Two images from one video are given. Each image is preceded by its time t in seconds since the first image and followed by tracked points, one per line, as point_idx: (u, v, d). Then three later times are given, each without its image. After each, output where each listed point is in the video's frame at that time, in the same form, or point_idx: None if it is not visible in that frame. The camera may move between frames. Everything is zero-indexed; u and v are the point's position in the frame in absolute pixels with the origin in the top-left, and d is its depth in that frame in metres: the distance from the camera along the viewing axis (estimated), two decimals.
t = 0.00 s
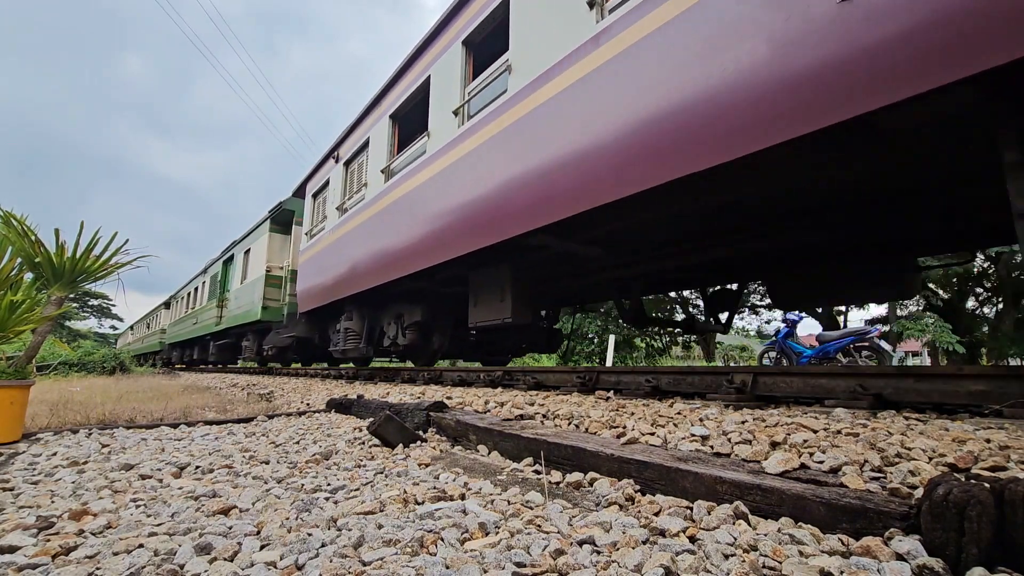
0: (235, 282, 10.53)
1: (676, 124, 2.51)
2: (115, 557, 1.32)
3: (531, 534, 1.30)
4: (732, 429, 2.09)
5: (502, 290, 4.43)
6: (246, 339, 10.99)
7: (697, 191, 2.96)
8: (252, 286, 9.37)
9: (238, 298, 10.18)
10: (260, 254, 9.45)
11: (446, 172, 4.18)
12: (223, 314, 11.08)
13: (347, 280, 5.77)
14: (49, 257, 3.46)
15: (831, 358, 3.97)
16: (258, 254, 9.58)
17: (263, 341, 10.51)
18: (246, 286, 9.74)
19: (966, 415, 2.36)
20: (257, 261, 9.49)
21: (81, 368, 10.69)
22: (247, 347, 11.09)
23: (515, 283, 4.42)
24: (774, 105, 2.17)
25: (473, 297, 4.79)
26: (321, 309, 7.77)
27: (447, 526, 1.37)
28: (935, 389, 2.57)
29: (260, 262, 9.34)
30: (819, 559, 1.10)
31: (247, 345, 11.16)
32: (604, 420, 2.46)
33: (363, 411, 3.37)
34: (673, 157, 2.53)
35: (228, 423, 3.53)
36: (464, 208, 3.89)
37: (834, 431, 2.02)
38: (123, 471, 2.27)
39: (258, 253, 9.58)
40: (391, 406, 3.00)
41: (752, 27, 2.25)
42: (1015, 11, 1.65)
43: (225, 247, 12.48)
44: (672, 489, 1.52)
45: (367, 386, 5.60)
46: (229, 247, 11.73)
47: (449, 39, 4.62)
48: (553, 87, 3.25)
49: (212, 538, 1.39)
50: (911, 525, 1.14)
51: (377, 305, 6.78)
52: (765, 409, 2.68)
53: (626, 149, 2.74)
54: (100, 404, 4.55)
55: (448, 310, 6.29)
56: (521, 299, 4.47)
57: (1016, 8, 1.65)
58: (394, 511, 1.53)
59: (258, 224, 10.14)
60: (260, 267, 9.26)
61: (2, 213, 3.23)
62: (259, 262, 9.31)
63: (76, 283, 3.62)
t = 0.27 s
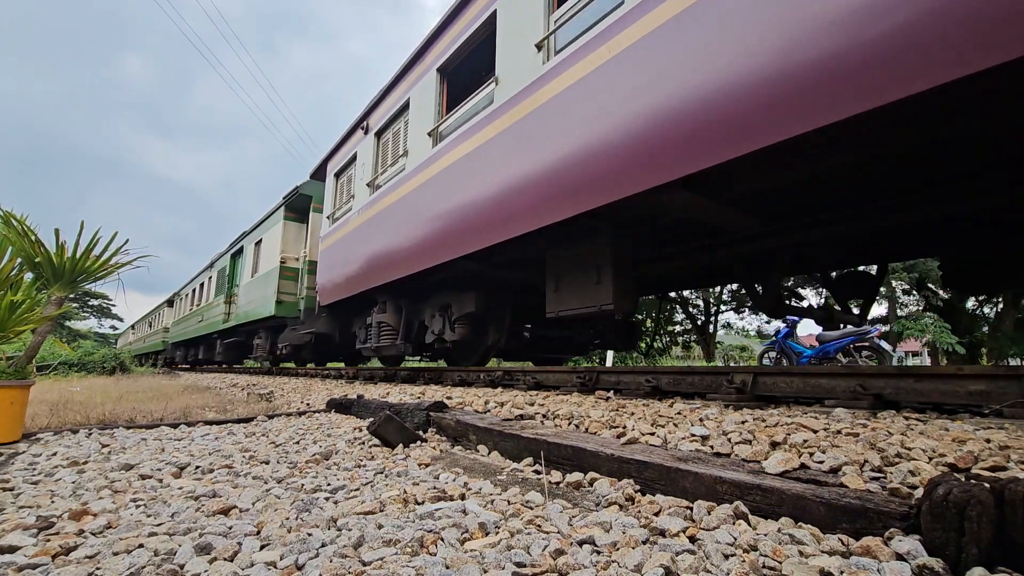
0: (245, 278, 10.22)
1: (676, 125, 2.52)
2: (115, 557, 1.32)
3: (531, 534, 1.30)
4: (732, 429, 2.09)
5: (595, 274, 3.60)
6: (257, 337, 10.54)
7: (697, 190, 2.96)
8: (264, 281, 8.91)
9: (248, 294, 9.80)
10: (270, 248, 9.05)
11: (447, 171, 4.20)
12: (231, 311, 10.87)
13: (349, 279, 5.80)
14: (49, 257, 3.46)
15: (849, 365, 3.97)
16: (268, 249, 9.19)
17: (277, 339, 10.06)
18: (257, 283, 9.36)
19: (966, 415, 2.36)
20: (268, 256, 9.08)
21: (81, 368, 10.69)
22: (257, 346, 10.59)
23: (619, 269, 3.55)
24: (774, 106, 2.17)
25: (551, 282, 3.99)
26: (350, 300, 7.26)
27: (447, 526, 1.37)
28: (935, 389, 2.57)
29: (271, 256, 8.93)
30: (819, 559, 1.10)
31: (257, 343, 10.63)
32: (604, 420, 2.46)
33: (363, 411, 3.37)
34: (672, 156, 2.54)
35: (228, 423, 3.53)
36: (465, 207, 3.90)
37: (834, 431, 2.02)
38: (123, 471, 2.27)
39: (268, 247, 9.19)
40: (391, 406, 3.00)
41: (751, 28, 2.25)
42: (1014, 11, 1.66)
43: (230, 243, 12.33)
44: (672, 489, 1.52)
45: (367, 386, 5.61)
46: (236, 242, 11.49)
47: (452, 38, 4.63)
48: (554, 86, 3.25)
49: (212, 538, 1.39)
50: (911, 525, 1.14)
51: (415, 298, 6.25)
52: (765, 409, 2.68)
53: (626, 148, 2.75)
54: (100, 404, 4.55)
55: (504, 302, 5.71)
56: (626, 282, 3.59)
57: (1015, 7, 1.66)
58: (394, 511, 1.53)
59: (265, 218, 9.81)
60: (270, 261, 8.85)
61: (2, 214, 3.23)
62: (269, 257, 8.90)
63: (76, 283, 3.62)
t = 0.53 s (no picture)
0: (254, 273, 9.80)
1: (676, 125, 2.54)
2: (115, 557, 1.32)
3: (531, 534, 1.30)
4: (732, 429, 2.09)
5: (760, 248, 2.83)
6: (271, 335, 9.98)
7: (696, 187, 2.97)
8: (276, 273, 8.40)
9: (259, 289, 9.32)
10: (284, 238, 8.60)
11: (455, 170, 4.20)
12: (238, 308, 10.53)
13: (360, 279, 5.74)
14: (49, 257, 3.46)
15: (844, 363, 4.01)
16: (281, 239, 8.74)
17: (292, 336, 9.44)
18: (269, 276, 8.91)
19: (966, 415, 2.37)
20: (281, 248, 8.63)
21: (81, 368, 10.69)
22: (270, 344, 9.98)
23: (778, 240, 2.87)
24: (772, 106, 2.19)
25: (680, 259, 3.28)
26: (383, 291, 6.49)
27: (447, 526, 1.37)
28: (935, 389, 2.57)
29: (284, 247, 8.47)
30: (819, 559, 1.10)
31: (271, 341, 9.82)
32: (604, 420, 2.46)
33: (363, 411, 3.37)
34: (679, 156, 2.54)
35: (228, 423, 3.53)
36: (475, 205, 3.89)
37: (834, 431, 2.02)
38: (123, 471, 2.27)
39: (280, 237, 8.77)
40: (391, 406, 3.00)
41: (751, 27, 2.26)
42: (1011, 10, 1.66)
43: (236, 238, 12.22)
44: (672, 489, 1.52)
45: (367, 386, 5.61)
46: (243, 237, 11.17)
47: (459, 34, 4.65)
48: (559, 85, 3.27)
49: (211, 538, 1.39)
50: (911, 525, 1.14)
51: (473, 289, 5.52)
52: (765, 409, 2.68)
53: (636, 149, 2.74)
54: (100, 403, 4.55)
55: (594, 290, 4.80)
56: (801, 256, 2.82)
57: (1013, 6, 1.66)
58: (394, 511, 1.53)
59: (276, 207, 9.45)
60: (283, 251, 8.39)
61: (2, 213, 3.23)
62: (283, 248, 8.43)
63: (76, 283, 3.62)
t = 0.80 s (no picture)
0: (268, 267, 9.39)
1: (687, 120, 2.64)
2: (115, 557, 1.32)
3: (531, 534, 1.30)
4: (732, 430, 2.09)
5: (938, 219, 2.30)
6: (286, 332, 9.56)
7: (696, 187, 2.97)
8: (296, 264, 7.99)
9: (275, 281, 8.88)
10: (301, 228, 8.21)
11: (468, 166, 4.29)
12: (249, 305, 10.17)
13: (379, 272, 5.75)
14: (49, 257, 3.46)
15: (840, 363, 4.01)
16: (297, 229, 8.36)
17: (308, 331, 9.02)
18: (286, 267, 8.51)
19: (966, 415, 2.37)
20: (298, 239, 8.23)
21: (81, 368, 10.69)
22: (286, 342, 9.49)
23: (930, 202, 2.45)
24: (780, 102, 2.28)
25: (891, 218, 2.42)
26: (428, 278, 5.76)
27: (447, 526, 1.37)
28: (935, 389, 2.57)
29: (302, 236, 8.08)
30: (819, 559, 1.10)
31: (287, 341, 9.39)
32: (604, 420, 2.46)
33: (363, 411, 3.37)
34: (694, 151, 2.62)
35: (228, 423, 3.53)
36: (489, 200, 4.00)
37: (834, 431, 2.02)
38: (123, 471, 2.27)
39: (297, 226, 8.40)
40: (391, 406, 3.00)
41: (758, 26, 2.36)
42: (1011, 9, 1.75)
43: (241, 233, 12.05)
44: (672, 490, 1.52)
45: (366, 386, 5.61)
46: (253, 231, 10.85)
47: (471, 25, 4.68)
48: (574, 81, 3.34)
49: (212, 538, 1.39)
50: (911, 525, 1.14)
51: (554, 271, 4.66)
52: (765, 409, 2.68)
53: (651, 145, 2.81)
54: (100, 404, 4.55)
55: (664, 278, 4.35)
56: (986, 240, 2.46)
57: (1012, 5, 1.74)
58: (394, 511, 1.53)
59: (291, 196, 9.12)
60: (302, 240, 7.99)
61: (2, 213, 3.23)
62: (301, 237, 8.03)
63: (76, 283, 3.62)
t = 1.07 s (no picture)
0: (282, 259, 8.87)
1: (699, 118, 2.69)
2: (115, 557, 1.32)
3: (531, 534, 1.30)
4: (732, 430, 2.09)
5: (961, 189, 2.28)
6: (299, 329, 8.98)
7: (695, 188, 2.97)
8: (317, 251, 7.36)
9: (290, 273, 8.42)
10: (319, 213, 7.65)
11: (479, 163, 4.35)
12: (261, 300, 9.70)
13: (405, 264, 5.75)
14: (49, 257, 3.46)
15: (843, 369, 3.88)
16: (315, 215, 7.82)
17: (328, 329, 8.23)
18: (303, 257, 7.95)
19: (966, 415, 2.37)
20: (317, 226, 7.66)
21: (81, 368, 10.70)
22: (300, 340, 8.80)
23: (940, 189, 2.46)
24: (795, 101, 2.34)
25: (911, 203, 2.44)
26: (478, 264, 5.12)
27: (447, 526, 1.37)
28: (935, 389, 2.58)
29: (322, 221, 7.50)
30: (819, 559, 1.10)
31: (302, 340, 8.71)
32: (604, 420, 2.46)
33: (363, 411, 3.37)
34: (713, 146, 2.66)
35: (228, 423, 3.53)
36: (501, 197, 4.05)
37: (834, 431, 2.02)
38: (123, 471, 2.27)
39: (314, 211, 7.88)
40: (391, 406, 3.00)
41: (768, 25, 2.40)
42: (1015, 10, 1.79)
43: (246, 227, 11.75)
44: (673, 490, 1.52)
45: (366, 386, 5.61)
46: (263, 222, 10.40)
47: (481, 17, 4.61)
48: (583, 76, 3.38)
49: (212, 538, 1.39)
50: (911, 525, 1.14)
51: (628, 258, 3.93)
52: (765, 409, 2.68)
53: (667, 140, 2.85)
54: (100, 404, 4.55)
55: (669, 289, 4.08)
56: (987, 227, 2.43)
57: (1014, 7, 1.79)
58: (394, 511, 1.53)
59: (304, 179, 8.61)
60: (323, 225, 7.39)
61: (2, 213, 3.22)
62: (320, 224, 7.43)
63: (76, 283, 3.62)
